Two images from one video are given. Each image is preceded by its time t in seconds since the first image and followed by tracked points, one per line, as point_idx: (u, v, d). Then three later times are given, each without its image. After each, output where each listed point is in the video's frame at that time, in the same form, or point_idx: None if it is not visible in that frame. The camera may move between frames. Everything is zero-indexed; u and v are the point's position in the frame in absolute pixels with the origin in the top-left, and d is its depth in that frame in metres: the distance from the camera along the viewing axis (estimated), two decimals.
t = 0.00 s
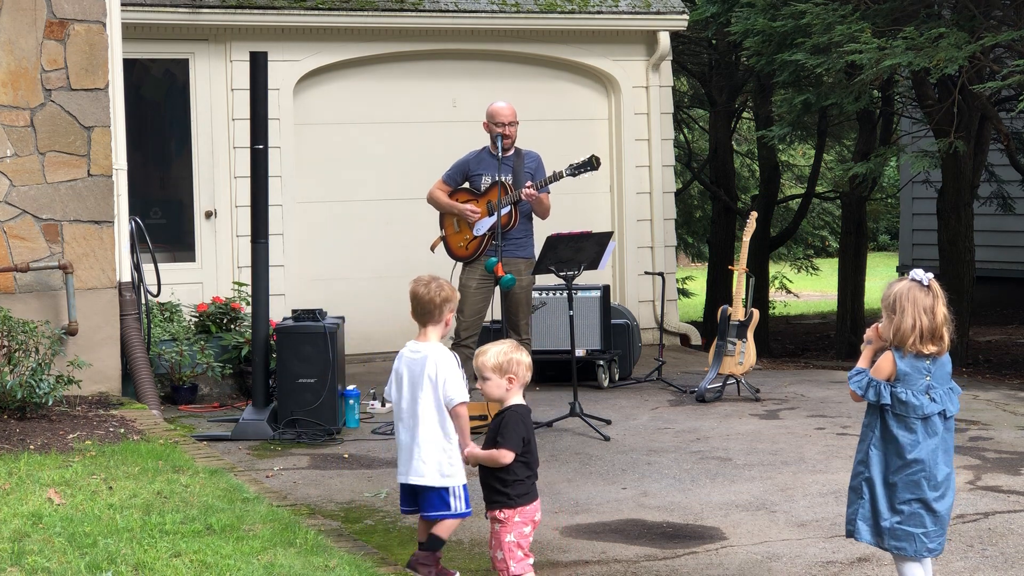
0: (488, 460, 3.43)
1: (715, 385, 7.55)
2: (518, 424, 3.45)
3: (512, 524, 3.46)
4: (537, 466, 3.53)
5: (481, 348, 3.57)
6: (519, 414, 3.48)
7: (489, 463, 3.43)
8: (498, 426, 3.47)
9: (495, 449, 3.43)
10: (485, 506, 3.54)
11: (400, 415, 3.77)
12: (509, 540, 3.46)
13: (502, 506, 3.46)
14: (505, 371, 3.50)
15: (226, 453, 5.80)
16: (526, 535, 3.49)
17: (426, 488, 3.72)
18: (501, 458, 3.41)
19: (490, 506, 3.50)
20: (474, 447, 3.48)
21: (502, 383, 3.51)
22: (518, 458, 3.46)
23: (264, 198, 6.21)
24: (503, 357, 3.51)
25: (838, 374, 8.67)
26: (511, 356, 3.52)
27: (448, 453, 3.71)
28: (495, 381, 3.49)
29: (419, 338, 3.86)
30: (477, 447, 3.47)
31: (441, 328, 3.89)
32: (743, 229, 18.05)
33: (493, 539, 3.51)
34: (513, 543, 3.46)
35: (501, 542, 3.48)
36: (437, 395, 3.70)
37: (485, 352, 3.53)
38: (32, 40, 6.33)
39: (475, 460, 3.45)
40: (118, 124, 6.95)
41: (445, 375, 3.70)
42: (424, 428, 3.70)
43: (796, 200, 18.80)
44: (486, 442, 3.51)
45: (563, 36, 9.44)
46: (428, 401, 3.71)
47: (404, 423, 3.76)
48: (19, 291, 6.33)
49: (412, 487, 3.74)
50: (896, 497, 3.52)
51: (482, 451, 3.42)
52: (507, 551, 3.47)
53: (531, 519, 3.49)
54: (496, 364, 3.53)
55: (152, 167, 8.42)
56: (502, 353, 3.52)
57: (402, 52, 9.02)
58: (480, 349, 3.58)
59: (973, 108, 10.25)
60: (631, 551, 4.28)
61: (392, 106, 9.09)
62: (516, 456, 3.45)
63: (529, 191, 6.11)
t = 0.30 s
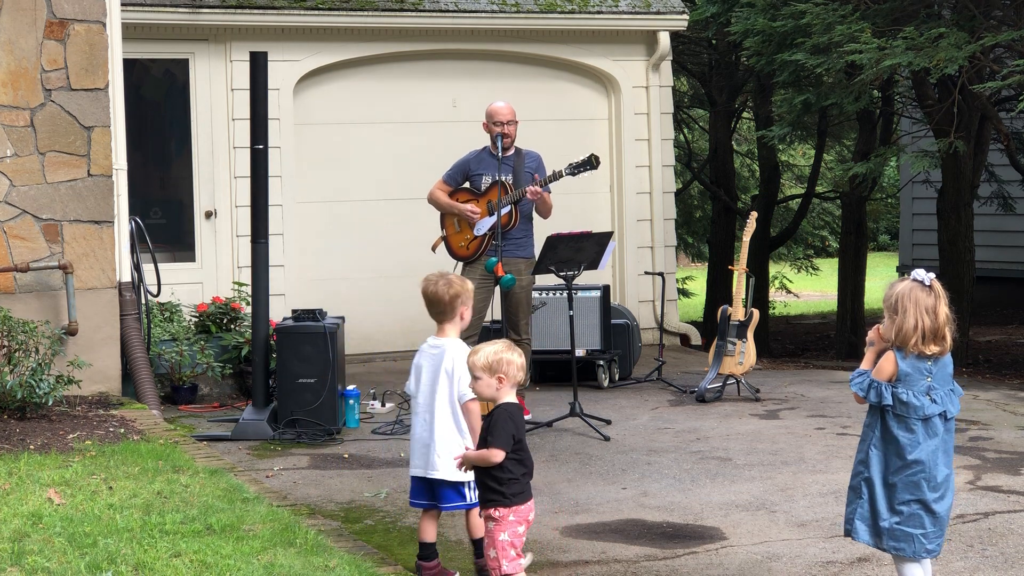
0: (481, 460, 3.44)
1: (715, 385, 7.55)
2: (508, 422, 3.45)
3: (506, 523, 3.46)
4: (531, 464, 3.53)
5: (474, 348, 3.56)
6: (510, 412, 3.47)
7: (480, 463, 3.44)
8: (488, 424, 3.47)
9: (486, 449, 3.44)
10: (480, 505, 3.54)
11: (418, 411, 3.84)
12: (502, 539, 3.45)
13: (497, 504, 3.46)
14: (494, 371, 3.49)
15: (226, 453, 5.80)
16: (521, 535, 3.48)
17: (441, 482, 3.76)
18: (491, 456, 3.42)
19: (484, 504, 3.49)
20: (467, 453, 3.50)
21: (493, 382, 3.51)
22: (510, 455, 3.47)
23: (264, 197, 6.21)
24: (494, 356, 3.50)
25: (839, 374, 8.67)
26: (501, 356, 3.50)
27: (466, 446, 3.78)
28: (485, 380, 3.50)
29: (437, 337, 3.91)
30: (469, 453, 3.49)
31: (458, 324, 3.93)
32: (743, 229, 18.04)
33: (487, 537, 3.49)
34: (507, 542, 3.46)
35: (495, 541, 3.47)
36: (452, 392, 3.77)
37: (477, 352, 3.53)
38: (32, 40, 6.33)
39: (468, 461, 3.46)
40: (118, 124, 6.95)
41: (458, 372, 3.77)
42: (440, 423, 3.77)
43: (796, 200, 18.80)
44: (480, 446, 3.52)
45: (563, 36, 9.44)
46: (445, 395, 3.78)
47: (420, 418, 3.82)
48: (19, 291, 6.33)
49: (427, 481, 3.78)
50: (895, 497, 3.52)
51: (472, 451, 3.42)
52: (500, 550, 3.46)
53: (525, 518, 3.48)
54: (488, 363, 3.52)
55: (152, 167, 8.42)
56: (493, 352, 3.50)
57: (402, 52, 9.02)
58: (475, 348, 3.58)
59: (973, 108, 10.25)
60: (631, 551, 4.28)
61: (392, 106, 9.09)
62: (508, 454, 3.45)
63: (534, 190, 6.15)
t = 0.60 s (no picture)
0: (476, 467, 3.43)
1: (715, 385, 7.54)
2: (505, 429, 3.44)
3: (497, 526, 3.47)
4: (527, 468, 3.53)
5: (474, 348, 3.54)
6: (508, 418, 3.47)
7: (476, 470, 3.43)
8: (486, 430, 3.46)
9: (481, 456, 3.42)
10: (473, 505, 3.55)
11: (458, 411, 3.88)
12: (492, 542, 3.47)
13: (489, 507, 3.47)
14: (493, 372, 3.47)
15: (226, 453, 5.80)
16: (511, 539, 3.49)
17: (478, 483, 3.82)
18: (488, 465, 3.41)
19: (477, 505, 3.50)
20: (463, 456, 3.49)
21: (491, 384, 3.49)
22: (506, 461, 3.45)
23: (264, 197, 6.21)
24: (492, 358, 3.48)
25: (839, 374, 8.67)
26: (500, 358, 3.48)
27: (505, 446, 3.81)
28: (484, 383, 3.47)
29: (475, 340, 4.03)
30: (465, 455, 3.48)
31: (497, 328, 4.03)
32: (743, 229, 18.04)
33: (478, 538, 3.52)
34: (497, 545, 3.47)
35: (485, 543, 3.49)
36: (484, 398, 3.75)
37: (476, 353, 3.51)
38: (32, 40, 6.33)
39: (463, 466, 3.46)
40: (118, 124, 6.96)
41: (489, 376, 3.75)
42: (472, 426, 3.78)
43: (796, 200, 18.81)
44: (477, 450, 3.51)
45: (563, 36, 9.44)
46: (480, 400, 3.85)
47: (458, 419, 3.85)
48: (19, 291, 6.33)
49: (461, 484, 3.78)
50: (896, 497, 3.52)
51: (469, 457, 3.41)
52: (489, 553, 3.48)
53: (516, 523, 3.50)
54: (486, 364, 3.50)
55: (152, 167, 8.42)
56: (492, 354, 3.48)
57: (402, 52, 9.02)
58: (473, 349, 3.55)
59: (973, 108, 10.25)
60: (631, 551, 4.28)
61: (392, 106, 9.09)
62: (503, 461, 3.45)
63: (535, 186, 6.13)
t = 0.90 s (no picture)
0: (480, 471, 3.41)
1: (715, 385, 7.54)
2: (510, 434, 3.45)
3: (499, 529, 3.47)
4: (527, 470, 3.53)
5: (473, 350, 3.54)
6: (512, 422, 3.47)
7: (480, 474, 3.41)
8: (491, 434, 3.46)
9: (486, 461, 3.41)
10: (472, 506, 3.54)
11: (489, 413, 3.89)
12: (494, 544, 3.47)
13: (491, 510, 3.46)
14: (493, 375, 3.47)
15: (225, 453, 5.80)
16: (511, 540, 3.50)
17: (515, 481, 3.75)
18: (492, 470, 3.40)
19: (478, 508, 3.49)
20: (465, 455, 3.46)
21: (491, 386, 3.49)
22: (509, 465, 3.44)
23: (264, 197, 6.21)
24: (492, 360, 3.48)
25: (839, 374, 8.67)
26: (500, 360, 3.48)
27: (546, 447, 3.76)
28: (484, 385, 3.47)
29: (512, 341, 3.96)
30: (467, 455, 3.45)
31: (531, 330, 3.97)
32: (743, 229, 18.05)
33: (478, 540, 3.51)
34: (499, 547, 3.47)
35: (486, 546, 3.49)
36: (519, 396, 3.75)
37: (476, 355, 3.51)
38: (32, 40, 6.33)
39: (465, 470, 3.43)
40: (118, 124, 6.96)
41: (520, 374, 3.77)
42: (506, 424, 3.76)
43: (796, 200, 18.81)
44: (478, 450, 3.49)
45: (563, 36, 9.44)
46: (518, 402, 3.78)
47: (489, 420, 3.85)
48: (19, 291, 6.33)
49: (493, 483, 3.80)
50: (900, 496, 3.52)
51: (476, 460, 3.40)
52: (490, 555, 3.47)
53: (517, 524, 3.50)
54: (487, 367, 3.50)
55: (152, 167, 8.42)
56: (493, 356, 3.49)
57: (401, 52, 9.02)
58: (473, 350, 3.55)
59: (973, 108, 10.25)
60: (631, 551, 4.28)
61: (392, 106, 9.09)
62: (508, 466, 3.44)
63: (538, 186, 6.13)
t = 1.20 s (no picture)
0: (482, 472, 3.42)
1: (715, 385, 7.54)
2: (513, 434, 3.44)
3: (501, 530, 3.46)
4: (529, 472, 3.53)
5: (474, 351, 3.55)
6: (515, 422, 3.47)
7: (483, 476, 3.42)
8: (493, 435, 3.45)
9: (489, 462, 3.41)
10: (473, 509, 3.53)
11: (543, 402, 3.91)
12: (496, 546, 3.46)
13: (493, 512, 3.45)
14: (494, 376, 3.49)
15: (225, 453, 5.80)
16: (513, 542, 3.49)
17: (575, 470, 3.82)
18: (495, 471, 3.40)
19: (480, 510, 3.48)
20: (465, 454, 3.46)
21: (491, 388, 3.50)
22: (511, 466, 3.44)
23: (264, 197, 6.21)
24: (493, 362, 3.49)
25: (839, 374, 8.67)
26: (500, 361, 3.50)
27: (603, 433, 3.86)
28: (484, 387, 3.48)
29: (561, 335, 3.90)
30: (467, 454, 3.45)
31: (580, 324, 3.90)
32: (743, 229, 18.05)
33: (480, 543, 3.50)
34: (501, 549, 3.46)
35: (489, 548, 3.48)
36: (584, 387, 3.80)
37: (477, 356, 3.52)
38: (32, 40, 6.33)
39: (467, 470, 3.42)
40: (118, 124, 6.96)
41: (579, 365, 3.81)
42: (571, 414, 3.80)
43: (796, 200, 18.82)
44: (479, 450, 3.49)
45: (563, 36, 9.44)
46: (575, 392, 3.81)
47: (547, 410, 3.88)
48: (19, 291, 6.33)
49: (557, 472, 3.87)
50: (902, 496, 3.53)
51: (480, 461, 3.39)
52: (493, 557, 3.47)
53: (519, 526, 3.49)
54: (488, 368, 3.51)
55: (152, 167, 8.42)
56: (494, 358, 3.50)
57: (401, 52, 9.02)
58: (474, 352, 3.57)
59: (973, 108, 10.25)
60: (631, 551, 4.28)
61: (392, 106, 9.09)
62: (511, 467, 3.44)
63: (541, 186, 6.14)
